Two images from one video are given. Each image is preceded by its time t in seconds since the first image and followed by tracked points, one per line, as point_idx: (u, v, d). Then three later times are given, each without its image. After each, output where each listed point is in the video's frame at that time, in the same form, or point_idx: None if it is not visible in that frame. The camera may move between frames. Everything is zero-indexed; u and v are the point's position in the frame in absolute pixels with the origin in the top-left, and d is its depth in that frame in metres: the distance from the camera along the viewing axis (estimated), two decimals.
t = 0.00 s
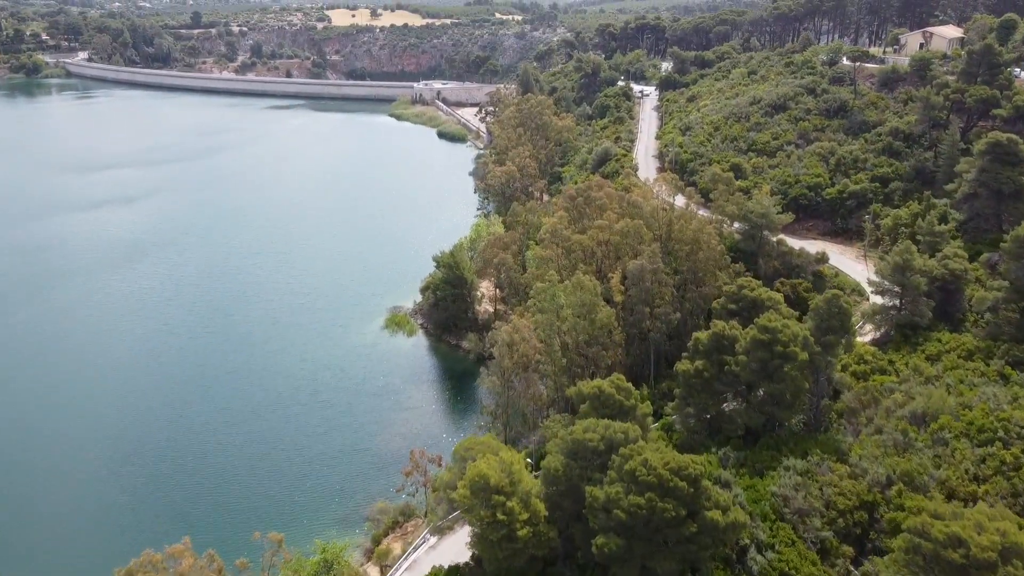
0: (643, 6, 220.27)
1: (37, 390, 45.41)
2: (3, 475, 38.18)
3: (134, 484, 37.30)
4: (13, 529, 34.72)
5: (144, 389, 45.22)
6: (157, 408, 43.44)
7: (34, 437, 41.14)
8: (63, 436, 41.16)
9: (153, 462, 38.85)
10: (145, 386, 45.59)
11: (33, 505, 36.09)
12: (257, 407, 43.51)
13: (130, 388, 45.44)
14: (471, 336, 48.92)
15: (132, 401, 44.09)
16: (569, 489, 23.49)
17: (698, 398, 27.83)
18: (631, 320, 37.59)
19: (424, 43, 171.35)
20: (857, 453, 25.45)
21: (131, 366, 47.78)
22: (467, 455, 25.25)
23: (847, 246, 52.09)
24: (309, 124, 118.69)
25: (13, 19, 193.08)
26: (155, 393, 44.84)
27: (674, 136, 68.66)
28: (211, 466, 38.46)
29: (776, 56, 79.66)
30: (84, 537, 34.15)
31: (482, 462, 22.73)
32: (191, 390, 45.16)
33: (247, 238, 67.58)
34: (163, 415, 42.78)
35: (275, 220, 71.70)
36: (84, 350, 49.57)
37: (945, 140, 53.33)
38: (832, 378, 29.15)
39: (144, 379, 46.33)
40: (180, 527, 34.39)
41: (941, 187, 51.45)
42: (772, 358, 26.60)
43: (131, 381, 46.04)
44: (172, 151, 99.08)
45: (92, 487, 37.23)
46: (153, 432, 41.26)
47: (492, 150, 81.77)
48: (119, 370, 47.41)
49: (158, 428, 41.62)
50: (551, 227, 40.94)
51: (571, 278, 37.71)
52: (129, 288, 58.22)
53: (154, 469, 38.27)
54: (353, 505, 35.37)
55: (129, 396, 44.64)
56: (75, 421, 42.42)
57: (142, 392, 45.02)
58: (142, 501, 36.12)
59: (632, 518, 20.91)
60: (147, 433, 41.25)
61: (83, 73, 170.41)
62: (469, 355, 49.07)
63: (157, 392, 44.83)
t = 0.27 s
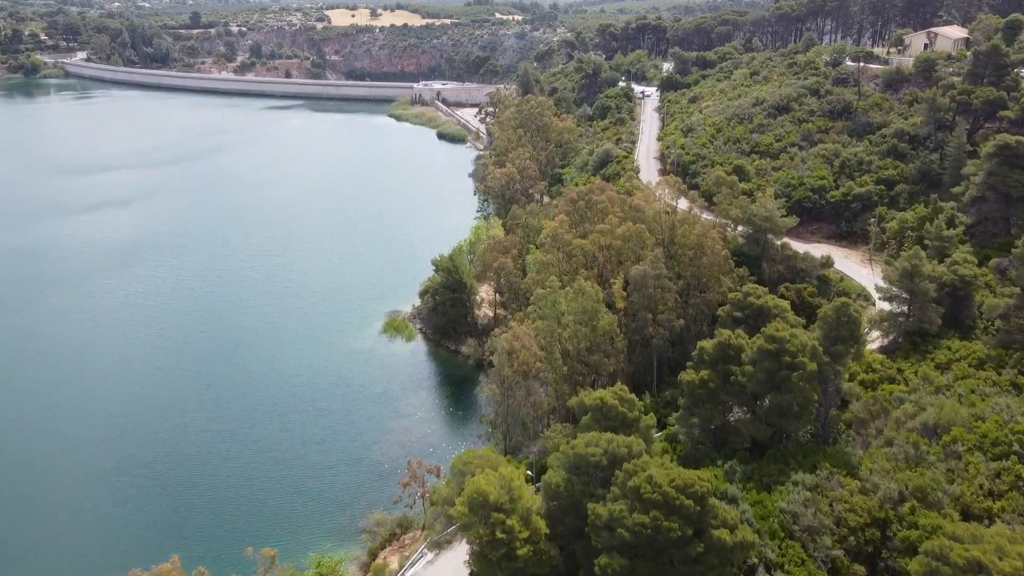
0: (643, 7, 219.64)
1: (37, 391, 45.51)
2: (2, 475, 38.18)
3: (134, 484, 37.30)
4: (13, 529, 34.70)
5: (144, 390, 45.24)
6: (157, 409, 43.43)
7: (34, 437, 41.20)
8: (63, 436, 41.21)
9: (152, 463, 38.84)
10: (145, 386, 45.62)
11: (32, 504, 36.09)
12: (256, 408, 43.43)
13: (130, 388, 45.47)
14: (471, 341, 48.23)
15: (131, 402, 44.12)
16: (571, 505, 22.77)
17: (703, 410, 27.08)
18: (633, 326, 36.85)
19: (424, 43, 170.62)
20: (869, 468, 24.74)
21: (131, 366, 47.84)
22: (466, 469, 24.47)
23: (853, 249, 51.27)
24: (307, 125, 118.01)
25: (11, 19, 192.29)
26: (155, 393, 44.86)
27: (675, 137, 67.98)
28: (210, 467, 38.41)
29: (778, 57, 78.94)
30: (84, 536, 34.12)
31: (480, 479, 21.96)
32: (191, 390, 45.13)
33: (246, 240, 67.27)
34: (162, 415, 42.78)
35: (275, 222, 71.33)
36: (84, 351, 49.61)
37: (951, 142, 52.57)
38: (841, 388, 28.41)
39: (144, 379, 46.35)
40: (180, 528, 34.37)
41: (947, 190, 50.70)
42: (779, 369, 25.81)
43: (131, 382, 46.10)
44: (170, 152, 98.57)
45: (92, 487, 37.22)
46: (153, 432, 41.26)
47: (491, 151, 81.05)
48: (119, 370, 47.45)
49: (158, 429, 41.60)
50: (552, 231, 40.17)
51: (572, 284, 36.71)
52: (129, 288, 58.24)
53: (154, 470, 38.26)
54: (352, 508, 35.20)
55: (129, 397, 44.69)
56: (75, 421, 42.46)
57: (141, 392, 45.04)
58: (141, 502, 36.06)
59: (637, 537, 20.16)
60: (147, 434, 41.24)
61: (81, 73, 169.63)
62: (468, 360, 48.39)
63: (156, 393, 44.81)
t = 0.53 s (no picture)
0: (643, 7, 218.89)
1: (38, 391, 45.47)
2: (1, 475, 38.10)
3: (134, 485, 37.20)
4: (12, 528, 34.62)
5: (144, 390, 45.14)
6: (157, 409, 43.32)
7: (34, 437, 41.15)
8: (63, 436, 41.16)
9: (153, 463, 38.74)
10: (146, 386, 45.52)
11: (32, 504, 36.02)
12: (257, 409, 43.25)
13: (131, 388, 45.39)
14: (470, 346, 47.49)
15: (131, 402, 44.02)
16: (573, 523, 22.03)
17: (709, 422, 26.35)
18: (636, 334, 36.07)
19: (423, 43, 169.87)
20: (880, 483, 23.99)
21: (132, 367, 47.76)
22: (464, 484, 23.82)
23: (858, 253, 50.49)
24: (306, 125, 117.28)
25: (10, 19, 191.73)
26: (155, 394, 44.75)
27: (677, 139, 67.23)
28: (211, 468, 38.27)
29: (781, 58, 78.17)
30: (84, 537, 34.07)
31: (479, 496, 21.26)
32: (191, 391, 45.00)
33: (246, 240, 66.91)
34: (163, 416, 42.68)
35: (274, 222, 70.93)
36: (84, 351, 49.58)
37: (957, 144, 51.79)
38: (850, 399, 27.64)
39: (145, 379, 46.27)
40: (180, 529, 34.29)
41: (954, 193, 49.94)
42: (787, 381, 25.02)
43: (132, 381, 46.03)
44: (168, 152, 98.03)
45: (92, 487, 37.14)
46: (153, 433, 41.15)
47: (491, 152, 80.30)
48: (120, 370, 47.39)
49: (158, 429, 41.48)
50: (553, 236, 39.39)
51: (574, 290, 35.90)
52: (129, 287, 58.16)
53: (154, 471, 38.16)
54: (352, 511, 34.98)
55: (129, 397, 44.62)
56: (75, 421, 42.42)
57: (142, 392, 44.95)
58: (141, 503, 35.96)
59: (642, 558, 19.39)
60: (148, 434, 41.14)
61: (80, 74, 168.91)
62: (467, 365, 47.67)
63: (156, 393, 44.70)
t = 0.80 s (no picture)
0: (644, 7, 218.14)
1: (37, 391, 45.32)
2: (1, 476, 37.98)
3: (134, 486, 37.06)
4: (11, 529, 34.52)
5: (144, 391, 44.97)
6: (157, 410, 43.15)
7: (34, 438, 41.03)
8: (63, 436, 41.06)
9: (153, 465, 38.59)
10: (146, 387, 45.38)
11: (32, 505, 35.89)
12: (257, 411, 42.98)
13: (131, 388, 45.26)
14: (469, 352, 46.74)
15: (131, 402, 43.92)
16: (575, 542, 21.31)
17: (715, 434, 25.70)
18: (639, 341, 35.31)
19: (423, 43, 169.12)
20: (892, 500, 23.25)
21: (132, 367, 47.63)
22: (462, 500, 23.20)
23: (863, 257, 49.73)
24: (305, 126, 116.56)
25: (8, 19, 191.11)
26: (156, 395, 44.57)
27: (679, 141, 66.49)
28: (211, 470, 38.10)
29: (784, 58, 77.43)
30: (83, 537, 33.99)
31: (478, 514, 20.59)
32: (192, 392, 44.80)
33: (244, 242, 66.35)
34: (162, 417, 42.49)
35: (274, 223, 70.50)
36: (85, 351, 49.46)
37: (964, 147, 51.02)
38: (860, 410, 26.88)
39: (144, 380, 46.06)
40: (180, 531, 34.17)
41: (960, 196, 49.18)
42: (797, 393, 24.25)
43: (131, 382, 45.92)
44: (167, 153, 97.50)
45: (91, 488, 37.02)
46: (153, 434, 41.00)
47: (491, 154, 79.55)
48: (120, 370, 47.23)
49: (158, 430, 41.33)
50: (554, 240, 38.59)
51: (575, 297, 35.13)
52: (129, 287, 57.98)
53: (154, 472, 38.05)
54: (352, 516, 34.68)
55: (130, 397, 44.50)
56: (75, 422, 42.30)
57: (142, 393, 44.82)
58: (141, 504, 35.84)
59: None
60: (148, 434, 41.02)
61: (78, 74, 168.10)
62: (467, 371, 46.94)
63: (156, 394, 44.55)
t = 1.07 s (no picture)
0: (644, 7, 217.41)
1: (38, 389, 45.11)
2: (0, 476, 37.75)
3: (135, 487, 36.81)
4: (11, 529, 34.32)
5: (145, 391, 44.66)
6: (158, 411, 42.83)
7: (34, 437, 40.82)
8: (63, 436, 40.84)
9: (153, 466, 38.33)
10: (148, 387, 45.07)
11: (32, 505, 35.68)
12: (259, 413, 42.56)
13: (132, 388, 44.97)
14: (469, 357, 46.00)
15: (132, 402, 43.65)
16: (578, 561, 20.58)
17: (721, 447, 25.09)
18: (642, 348, 34.64)
19: (423, 43, 168.40)
20: (905, 517, 22.51)
21: (132, 366, 47.32)
22: (461, 517, 22.64)
23: (869, 260, 48.99)
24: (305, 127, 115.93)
25: (7, 19, 190.41)
26: (157, 395, 44.26)
27: (681, 142, 65.78)
28: (212, 472, 37.76)
29: (786, 59, 76.69)
30: (83, 538, 33.77)
31: (477, 533, 20.04)
32: (194, 393, 44.45)
33: (244, 243, 65.72)
34: (164, 418, 42.20)
35: (274, 223, 70.04)
36: (86, 350, 49.20)
37: (971, 148, 50.27)
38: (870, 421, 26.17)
39: (146, 380, 45.76)
40: (180, 534, 33.92)
41: (967, 199, 48.44)
42: (806, 405, 23.51)
43: (132, 381, 45.65)
44: (165, 153, 96.93)
45: (92, 488, 36.81)
46: (153, 435, 40.71)
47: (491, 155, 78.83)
48: (121, 369, 46.95)
49: (158, 431, 41.07)
50: (555, 245, 37.91)
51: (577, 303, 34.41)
52: (130, 285, 57.67)
53: (154, 473, 37.79)
54: (352, 522, 34.22)
55: (131, 397, 44.24)
56: (76, 421, 42.08)
57: (143, 393, 44.54)
58: (142, 505, 35.58)
59: None
60: (148, 435, 40.74)
61: (77, 75, 167.42)
62: (466, 377, 46.22)
63: (157, 394, 44.27)
